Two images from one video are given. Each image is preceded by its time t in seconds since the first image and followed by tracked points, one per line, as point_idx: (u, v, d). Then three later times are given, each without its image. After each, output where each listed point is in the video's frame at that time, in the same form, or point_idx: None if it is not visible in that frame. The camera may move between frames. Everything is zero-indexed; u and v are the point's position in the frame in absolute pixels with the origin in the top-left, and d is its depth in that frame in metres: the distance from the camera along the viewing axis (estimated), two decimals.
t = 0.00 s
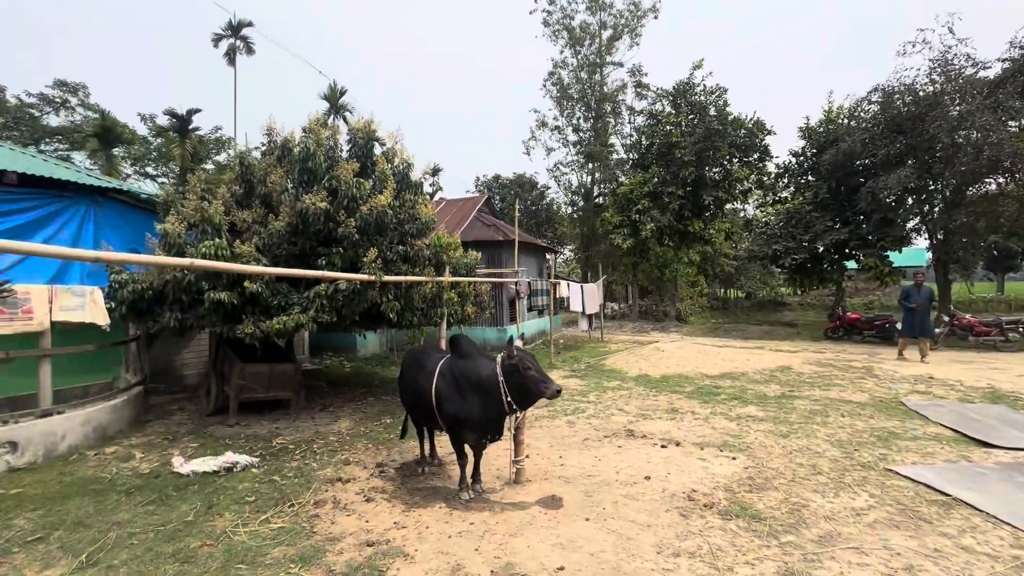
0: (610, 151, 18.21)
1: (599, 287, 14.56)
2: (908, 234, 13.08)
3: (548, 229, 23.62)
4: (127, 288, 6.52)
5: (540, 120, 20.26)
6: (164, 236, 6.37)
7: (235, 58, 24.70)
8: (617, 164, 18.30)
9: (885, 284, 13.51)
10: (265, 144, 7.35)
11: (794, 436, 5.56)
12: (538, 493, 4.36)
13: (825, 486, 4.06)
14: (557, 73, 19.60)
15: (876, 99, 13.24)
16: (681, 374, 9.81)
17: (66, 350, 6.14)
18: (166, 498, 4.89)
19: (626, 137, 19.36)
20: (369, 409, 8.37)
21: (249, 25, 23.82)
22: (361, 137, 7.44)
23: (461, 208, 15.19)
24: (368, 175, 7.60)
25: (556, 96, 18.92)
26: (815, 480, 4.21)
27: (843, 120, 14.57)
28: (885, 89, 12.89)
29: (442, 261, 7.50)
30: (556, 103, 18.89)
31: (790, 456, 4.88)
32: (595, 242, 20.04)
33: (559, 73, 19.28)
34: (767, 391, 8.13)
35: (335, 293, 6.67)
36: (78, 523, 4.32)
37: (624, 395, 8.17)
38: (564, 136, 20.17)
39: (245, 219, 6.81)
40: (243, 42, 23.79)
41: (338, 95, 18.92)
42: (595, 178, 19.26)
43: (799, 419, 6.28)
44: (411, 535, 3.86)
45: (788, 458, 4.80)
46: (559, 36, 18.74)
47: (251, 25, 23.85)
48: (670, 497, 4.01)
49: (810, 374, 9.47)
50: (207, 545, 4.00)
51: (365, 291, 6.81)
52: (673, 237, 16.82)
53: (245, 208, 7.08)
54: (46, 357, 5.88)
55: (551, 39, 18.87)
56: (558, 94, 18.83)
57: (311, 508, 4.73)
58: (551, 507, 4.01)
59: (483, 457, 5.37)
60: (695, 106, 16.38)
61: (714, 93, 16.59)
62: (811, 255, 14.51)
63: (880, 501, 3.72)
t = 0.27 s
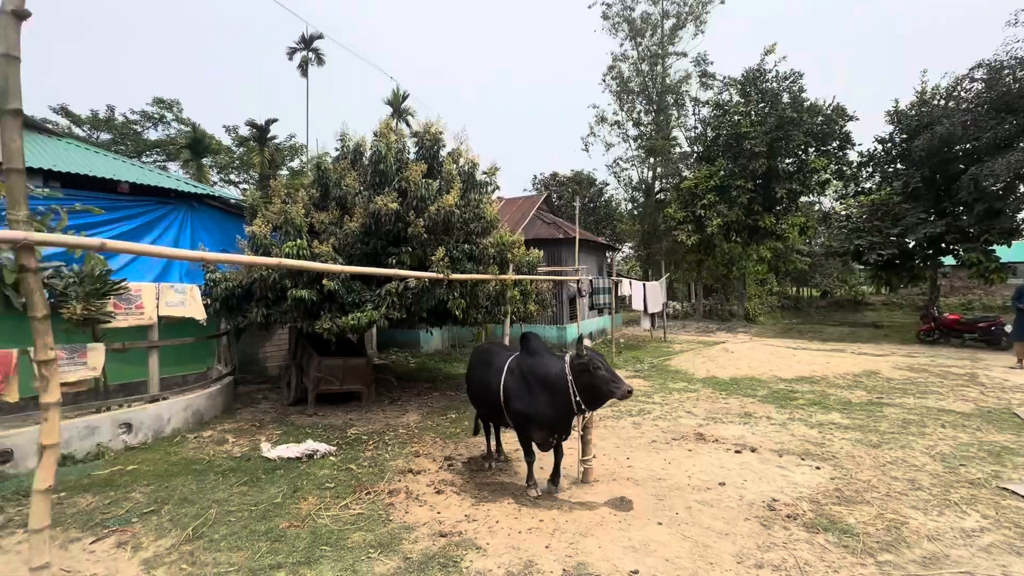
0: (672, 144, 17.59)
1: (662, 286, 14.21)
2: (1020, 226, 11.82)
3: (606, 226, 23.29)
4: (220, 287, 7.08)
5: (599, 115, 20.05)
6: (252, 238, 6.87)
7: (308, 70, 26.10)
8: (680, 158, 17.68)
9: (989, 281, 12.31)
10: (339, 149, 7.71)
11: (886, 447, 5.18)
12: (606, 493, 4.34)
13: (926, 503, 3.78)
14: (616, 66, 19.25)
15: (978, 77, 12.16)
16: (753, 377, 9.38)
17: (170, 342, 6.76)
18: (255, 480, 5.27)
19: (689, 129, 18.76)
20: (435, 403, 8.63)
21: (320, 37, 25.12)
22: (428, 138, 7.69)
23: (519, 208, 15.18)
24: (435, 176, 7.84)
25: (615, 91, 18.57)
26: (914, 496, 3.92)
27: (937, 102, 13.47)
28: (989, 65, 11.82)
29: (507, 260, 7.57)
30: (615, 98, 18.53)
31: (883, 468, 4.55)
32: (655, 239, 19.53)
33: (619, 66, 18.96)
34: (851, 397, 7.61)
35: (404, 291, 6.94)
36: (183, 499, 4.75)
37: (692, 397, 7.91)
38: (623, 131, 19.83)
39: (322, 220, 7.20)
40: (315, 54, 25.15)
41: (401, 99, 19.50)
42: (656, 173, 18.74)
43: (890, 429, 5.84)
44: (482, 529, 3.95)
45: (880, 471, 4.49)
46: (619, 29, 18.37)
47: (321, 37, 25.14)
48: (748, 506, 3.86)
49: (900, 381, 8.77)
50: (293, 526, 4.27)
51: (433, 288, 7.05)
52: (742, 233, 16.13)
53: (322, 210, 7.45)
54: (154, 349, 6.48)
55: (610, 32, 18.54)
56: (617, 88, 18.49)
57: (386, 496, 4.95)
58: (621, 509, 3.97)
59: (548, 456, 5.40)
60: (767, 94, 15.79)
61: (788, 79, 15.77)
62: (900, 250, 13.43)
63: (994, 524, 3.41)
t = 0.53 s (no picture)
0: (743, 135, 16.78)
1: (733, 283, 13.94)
2: None
3: (670, 222, 22.67)
4: (306, 284, 7.62)
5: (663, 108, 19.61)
6: (333, 238, 7.27)
7: (376, 77, 27.12)
8: (753, 149, 16.93)
9: None
10: (410, 152, 7.97)
11: (1001, 463, 4.72)
12: (684, 497, 4.24)
13: None
14: (682, 56, 18.69)
15: None
16: (837, 382, 8.81)
17: (261, 336, 7.29)
18: (340, 467, 5.60)
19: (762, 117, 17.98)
20: (503, 400, 8.77)
21: (387, 44, 26.06)
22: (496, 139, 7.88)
23: (580, 206, 15.13)
24: (504, 174, 7.97)
25: (681, 82, 18.03)
26: None
27: None
28: None
29: (575, 257, 7.63)
30: (681, 89, 17.99)
31: (1001, 488, 4.15)
32: (724, 235, 18.65)
33: (685, 55, 18.41)
34: (954, 406, 6.98)
35: (475, 288, 7.11)
36: (278, 481, 5.12)
37: (770, 402, 7.55)
38: (690, 123, 19.23)
39: (397, 221, 7.48)
40: (383, 61, 26.10)
41: (462, 101, 20.02)
42: (725, 166, 17.99)
43: (1003, 444, 5.32)
44: (558, 526, 3.97)
45: (998, 490, 4.09)
46: (685, 17, 17.77)
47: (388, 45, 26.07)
48: (842, 519, 3.65)
49: (1011, 390, 7.94)
50: (376, 512, 4.50)
51: (503, 286, 7.18)
52: (823, 227, 15.18)
53: (396, 211, 7.74)
54: (247, 341, 7.06)
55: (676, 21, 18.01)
56: (682, 79, 17.99)
57: (461, 488, 5.11)
58: (701, 515, 3.86)
59: (620, 456, 5.34)
60: (852, 77, 14.87)
61: (875, 60, 14.74)
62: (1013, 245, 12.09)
63: None
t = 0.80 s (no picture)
0: (826, 123, 15.75)
1: (815, 281, 13.15)
2: None
3: (741, 218, 21.71)
4: (383, 281, 7.94)
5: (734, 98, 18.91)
6: (408, 237, 7.52)
7: (440, 81, 27.76)
8: (837, 137, 15.93)
9: None
10: (480, 152, 8.09)
11: None
12: (773, 507, 4.05)
13: None
14: (757, 42, 17.89)
15: None
16: (940, 390, 8.07)
17: (343, 330, 7.68)
18: (418, 458, 5.80)
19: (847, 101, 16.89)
20: (572, 398, 8.75)
21: (452, 48, 26.62)
22: (566, 136, 7.89)
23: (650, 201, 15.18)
24: (575, 171, 7.95)
25: (755, 68, 17.42)
26: None
27: None
28: None
29: (648, 253, 7.52)
30: (755, 76, 17.40)
31: None
32: (803, 230, 17.53)
33: (759, 40, 17.58)
34: None
35: (546, 286, 7.16)
36: (362, 469, 5.38)
37: (863, 409, 7.04)
38: (765, 112, 18.33)
39: (469, 220, 7.64)
40: (447, 65, 26.68)
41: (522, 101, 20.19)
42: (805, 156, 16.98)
43: None
44: (639, 529, 3.90)
45: None
46: None
47: (453, 49, 26.63)
48: (960, 541, 3.37)
49: None
50: (455, 503, 4.61)
51: (575, 283, 7.16)
52: (920, 220, 13.97)
53: (468, 210, 7.89)
54: (330, 336, 7.41)
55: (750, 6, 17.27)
56: (757, 65, 17.34)
57: (536, 484, 5.15)
58: (794, 527, 3.67)
59: (699, 461, 5.17)
60: (956, 53, 13.46)
61: (984, 32, 13.35)
62: None
63: None
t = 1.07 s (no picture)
0: (923, 105, 14.60)
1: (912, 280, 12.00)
2: None
3: (822, 212, 20.38)
4: (453, 279, 8.01)
5: (814, 82, 17.87)
6: (478, 235, 7.61)
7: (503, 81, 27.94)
8: (937, 119, 14.66)
9: None
10: (548, 149, 8.05)
11: None
12: (875, 524, 3.75)
13: None
14: (842, 21, 16.71)
15: None
16: None
17: (416, 326, 7.89)
18: (491, 453, 5.86)
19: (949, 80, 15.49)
20: (642, 399, 8.54)
21: (514, 48, 26.74)
22: (639, 131, 7.71)
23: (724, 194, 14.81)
24: (648, 166, 7.75)
25: (840, 49, 16.42)
26: None
27: None
28: None
29: (727, 250, 7.23)
30: (840, 57, 16.40)
31: None
32: (895, 223, 16.12)
33: (845, 19, 16.40)
34: None
35: (618, 284, 7.07)
36: (437, 462, 5.50)
37: (974, 422, 6.37)
38: (851, 97, 17.11)
39: (539, 217, 7.62)
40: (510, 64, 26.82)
41: (584, 96, 19.94)
42: (898, 142, 15.70)
43: None
44: (725, 539, 3.73)
45: None
46: None
47: (515, 48, 26.75)
48: None
49: None
50: (530, 501, 4.62)
51: (649, 282, 6.98)
52: None
53: (537, 207, 7.87)
54: (404, 332, 7.62)
55: None
56: (843, 46, 16.30)
57: (610, 485, 5.07)
58: (902, 548, 3.40)
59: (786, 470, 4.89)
60: None
61: None
62: None
63: None
